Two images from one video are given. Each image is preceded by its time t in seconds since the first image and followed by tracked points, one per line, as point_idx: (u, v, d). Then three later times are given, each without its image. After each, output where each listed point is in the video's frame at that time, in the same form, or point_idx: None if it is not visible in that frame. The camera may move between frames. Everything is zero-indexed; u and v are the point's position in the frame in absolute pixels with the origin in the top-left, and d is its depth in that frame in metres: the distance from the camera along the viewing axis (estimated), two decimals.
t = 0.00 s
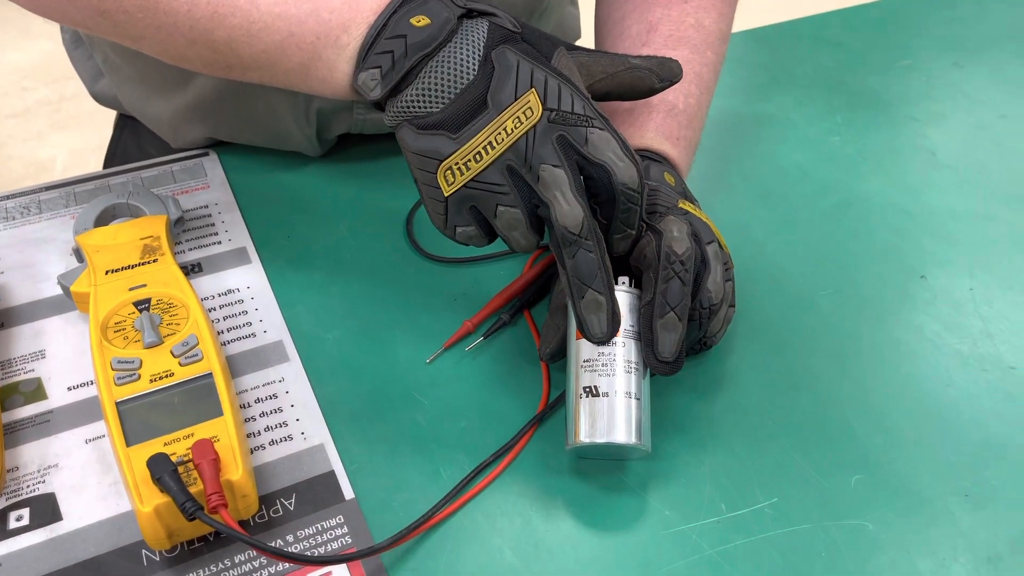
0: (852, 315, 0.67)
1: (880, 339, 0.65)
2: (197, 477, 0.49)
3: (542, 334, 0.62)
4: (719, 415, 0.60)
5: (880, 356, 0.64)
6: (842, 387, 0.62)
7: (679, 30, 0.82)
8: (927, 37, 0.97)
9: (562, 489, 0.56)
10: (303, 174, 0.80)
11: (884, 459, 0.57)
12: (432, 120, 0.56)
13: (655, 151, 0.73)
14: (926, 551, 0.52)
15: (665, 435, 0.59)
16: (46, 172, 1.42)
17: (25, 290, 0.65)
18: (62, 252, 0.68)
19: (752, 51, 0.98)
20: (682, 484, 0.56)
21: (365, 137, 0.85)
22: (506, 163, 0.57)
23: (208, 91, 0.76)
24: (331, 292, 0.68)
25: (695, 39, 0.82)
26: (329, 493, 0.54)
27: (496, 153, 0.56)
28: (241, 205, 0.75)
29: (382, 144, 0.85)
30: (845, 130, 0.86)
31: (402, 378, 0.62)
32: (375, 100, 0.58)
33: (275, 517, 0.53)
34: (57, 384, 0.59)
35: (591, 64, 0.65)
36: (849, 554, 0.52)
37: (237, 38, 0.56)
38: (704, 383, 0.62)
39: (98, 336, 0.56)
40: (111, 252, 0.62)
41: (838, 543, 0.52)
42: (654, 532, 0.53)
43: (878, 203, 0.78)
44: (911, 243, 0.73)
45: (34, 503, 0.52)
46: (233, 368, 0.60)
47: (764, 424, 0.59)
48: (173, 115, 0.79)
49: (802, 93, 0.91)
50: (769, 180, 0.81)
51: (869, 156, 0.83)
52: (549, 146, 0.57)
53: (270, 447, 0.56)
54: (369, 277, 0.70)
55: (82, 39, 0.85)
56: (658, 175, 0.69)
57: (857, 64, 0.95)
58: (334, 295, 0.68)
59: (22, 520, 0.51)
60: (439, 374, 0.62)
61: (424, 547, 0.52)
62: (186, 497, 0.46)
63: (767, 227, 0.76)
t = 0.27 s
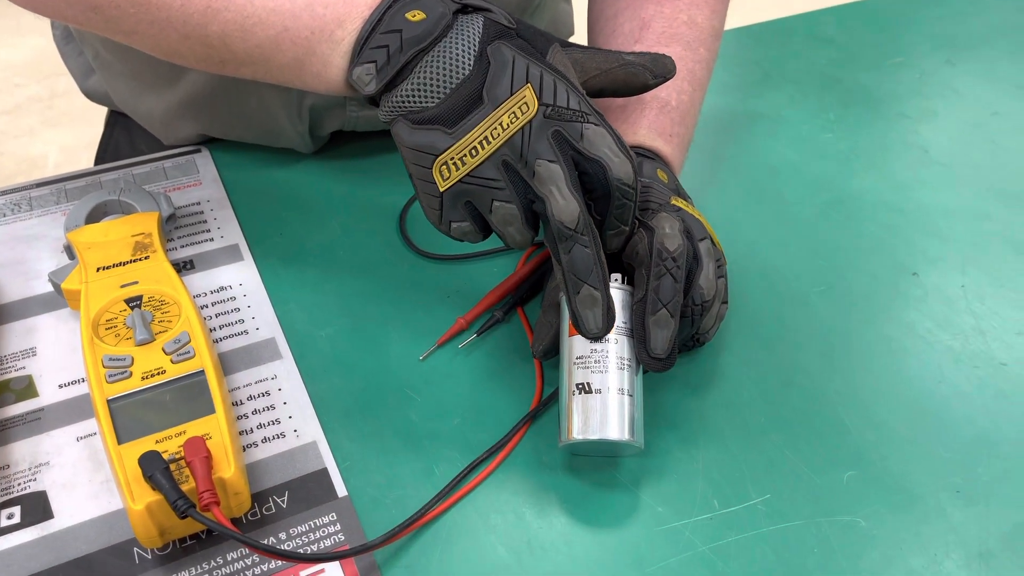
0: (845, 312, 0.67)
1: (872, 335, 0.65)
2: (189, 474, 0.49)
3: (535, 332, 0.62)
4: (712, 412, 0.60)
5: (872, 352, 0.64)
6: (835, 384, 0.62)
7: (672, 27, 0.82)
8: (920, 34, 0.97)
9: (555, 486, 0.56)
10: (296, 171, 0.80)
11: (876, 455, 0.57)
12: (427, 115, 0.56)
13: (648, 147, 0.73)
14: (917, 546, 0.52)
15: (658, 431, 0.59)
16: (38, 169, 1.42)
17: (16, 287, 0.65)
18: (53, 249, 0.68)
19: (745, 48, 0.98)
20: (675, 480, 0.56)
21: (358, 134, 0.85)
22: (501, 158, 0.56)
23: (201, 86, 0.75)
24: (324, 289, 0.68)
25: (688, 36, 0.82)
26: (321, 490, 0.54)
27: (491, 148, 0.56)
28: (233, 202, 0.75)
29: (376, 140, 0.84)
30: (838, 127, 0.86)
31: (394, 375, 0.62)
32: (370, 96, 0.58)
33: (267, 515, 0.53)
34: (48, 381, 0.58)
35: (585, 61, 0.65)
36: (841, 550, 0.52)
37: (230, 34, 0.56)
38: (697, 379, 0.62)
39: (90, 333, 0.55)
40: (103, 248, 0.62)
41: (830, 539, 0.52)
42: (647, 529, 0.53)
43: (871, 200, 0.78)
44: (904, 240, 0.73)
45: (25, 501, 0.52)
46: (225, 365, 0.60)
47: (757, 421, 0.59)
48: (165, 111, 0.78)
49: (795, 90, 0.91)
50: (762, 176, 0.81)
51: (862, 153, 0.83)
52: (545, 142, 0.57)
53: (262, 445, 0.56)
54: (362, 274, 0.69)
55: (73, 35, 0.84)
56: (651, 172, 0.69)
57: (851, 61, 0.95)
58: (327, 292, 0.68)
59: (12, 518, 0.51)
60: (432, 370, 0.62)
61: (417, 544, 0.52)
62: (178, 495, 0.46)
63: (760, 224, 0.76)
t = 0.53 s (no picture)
0: (841, 310, 0.67)
1: (869, 334, 0.65)
2: (186, 472, 0.49)
3: (533, 330, 0.62)
4: (709, 410, 0.60)
5: (869, 350, 0.64)
6: (832, 382, 0.62)
7: (669, 25, 0.82)
8: (916, 33, 0.97)
9: (552, 484, 0.56)
10: (293, 169, 0.80)
11: (873, 453, 0.57)
12: (424, 114, 0.55)
13: (644, 147, 0.73)
14: (913, 544, 0.52)
15: (655, 429, 0.59)
16: (33, 167, 1.41)
17: (12, 285, 0.65)
18: (49, 247, 0.68)
19: (742, 47, 0.98)
20: (672, 478, 0.56)
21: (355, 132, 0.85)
22: (499, 157, 0.56)
23: (197, 84, 0.75)
24: (321, 287, 0.68)
25: (685, 35, 0.82)
26: (319, 489, 0.54)
27: (488, 147, 0.56)
28: (230, 199, 0.75)
29: (372, 138, 0.84)
30: (834, 126, 0.86)
31: (392, 373, 0.62)
32: (367, 94, 0.58)
33: (264, 513, 0.52)
34: (44, 379, 0.58)
35: (582, 61, 0.65)
36: (837, 548, 0.52)
37: (227, 31, 0.56)
38: (694, 377, 0.63)
39: (86, 331, 0.55)
40: (99, 246, 0.62)
41: (827, 537, 0.53)
42: (644, 527, 0.53)
43: (868, 198, 0.78)
44: (900, 238, 0.74)
45: (21, 500, 0.52)
46: (221, 364, 0.60)
47: (754, 420, 0.60)
48: (161, 109, 0.78)
49: (792, 89, 0.91)
50: (759, 175, 0.81)
51: (859, 151, 0.83)
52: (542, 141, 0.57)
53: (259, 443, 0.56)
54: (359, 272, 0.69)
55: (68, 33, 0.84)
56: (647, 171, 0.69)
57: (847, 59, 0.95)
58: (324, 290, 0.68)
59: (8, 517, 0.51)
60: (430, 369, 0.62)
61: (415, 542, 0.52)
62: (175, 493, 0.46)
63: (757, 223, 0.76)
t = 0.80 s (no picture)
0: (839, 309, 0.68)
1: (867, 333, 0.66)
2: (184, 471, 0.49)
3: (531, 328, 0.62)
4: (706, 409, 0.60)
5: (866, 349, 0.64)
6: (830, 381, 0.62)
7: (668, 24, 0.82)
8: (914, 33, 0.97)
9: (550, 482, 0.56)
10: (291, 168, 0.79)
11: (870, 452, 0.58)
12: (424, 112, 0.55)
13: (643, 147, 0.73)
14: (910, 543, 0.52)
15: (653, 428, 0.59)
16: (31, 165, 1.41)
17: (9, 284, 0.65)
18: (47, 245, 0.68)
19: (741, 46, 0.98)
20: (670, 477, 0.56)
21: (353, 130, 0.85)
22: (498, 156, 0.56)
23: (196, 81, 0.75)
24: (319, 286, 0.68)
25: (684, 34, 0.82)
26: (316, 487, 0.54)
27: (487, 146, 0.56)
28: (228, 198, 0.75)
29: (371, 136, 0.84)
30: (833, 125, 0.86)
31: (390, 372, 0.62)
32: (366, 92, 0.58)
33: (262, 512, 0.52)
34: (41, 377, 0.58)
35: (582, 60, 0.65)
36: (834, 547, 0.52)
37: (226, 29, 0.56)
38: (692, 377, 0.63)
39: (84, 330, 0.55)
40: (96, 245, 0.62)
41: (824, 536, 0.53)
42: (642, 526, 0.53)
43: (866, 198, 0.78)
44: (898, 238, 0.74)
45: (18, 498, 0.52)
46: (219, 362, 0.60)
47: (752, 419, 0.60)
48: (159, 107, 0.78)
49: (791, 88, 0.91)
50: (758, 174, 0.81)
51: (857, 150, 0.83)
52: (540, 140, 0.57)
53: (257, 442, 0.56)
54: (358, 271, 0.69)
55: (67, 30, 0.84)
56: (646, 170, 0.69)
57: (846, 59, 0.95)
58: (323, 289, 0.68)
59: (6, 515, 0.51)
60: (428, 367, 0.62)
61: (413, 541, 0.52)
62: (173, 491, 0.46)
63: (755, 222, 0.76)
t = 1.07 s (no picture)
0: (837, 308, 0.68)
1: (866, 333, 0.66)
2: (183, 470, 0.49)
3: (530, 328, 0.62)
4: (705, 408, 0.60)
5: (866, 349, 0.64)
6: (829, 381, 0.62)
7: (667, 23, 0.82)
8: (914, 33, 0.97)
9: (549, 482, 0.56)
10: (291, 167, 0.79)
11: (869, 452, 0.58)
12: (420, 113, 0.55)
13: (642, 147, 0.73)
14: (909, 543, 0.52)
15: (652, 428, 0.59)
16: (30, 164, 1.41)
17: (9, 283, 0.64)
18: (46, 244, 0.68)
19: (740, 46, 0.98)
20: (669, 477, 0.56)
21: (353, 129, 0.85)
22: (494, 156, 0.56)
23: (195, 80, 0.75)
24: (318, 285, 0.68)
25: (683, 34, 0.82)
26: (315, 487, 0.54)
27: (484, 146, 0.56)
28: (227, 197, 0.75)
29: (370, 136, 0.84)
30: (832, 125, 0.86)
31: (389, 371, 0.62)
32: (363, 92, 0.58)
33: (260, 511, 0.52)
34: (40, 377, 0.58)
35: (577, 61, 0.65)
36: (833, 547, 0.52)
37: (224, 29, 0.55)
38: (691, 376, 0.63)
39: (83, 329, 0.55)
40: (95, 244, 0.62)
41: (822, 536, 0.53)
42: (641, 526, 0.53)
43: (866, 198, 0.78)
44: (897, 238, 0.74)
45: (17, 497, 0.52)
46: (218, 362, 0.60)
47: (752, 419, 0.60)
48: (158, 106, 0.78)
49: (790, 88, 0.91)
50: (757, 174, 0.81)
51: (856, 150, 0.83)
52: (536, 140, 0.57)
53: (256, 441, 0.56)
54: (357, 271, 0.69)
55: (66, 29, 0.84)
56: (646, 170, 0.69)
57: (845, 59, 0.95)
58: (322, 288, 0.68)
59: (5, 514, 0.51)
60: (427, 367, 0.62)
61: (411, 539, 0.52)
62: (171, 491, 0.46)
63: (755, 222, 0.76)
